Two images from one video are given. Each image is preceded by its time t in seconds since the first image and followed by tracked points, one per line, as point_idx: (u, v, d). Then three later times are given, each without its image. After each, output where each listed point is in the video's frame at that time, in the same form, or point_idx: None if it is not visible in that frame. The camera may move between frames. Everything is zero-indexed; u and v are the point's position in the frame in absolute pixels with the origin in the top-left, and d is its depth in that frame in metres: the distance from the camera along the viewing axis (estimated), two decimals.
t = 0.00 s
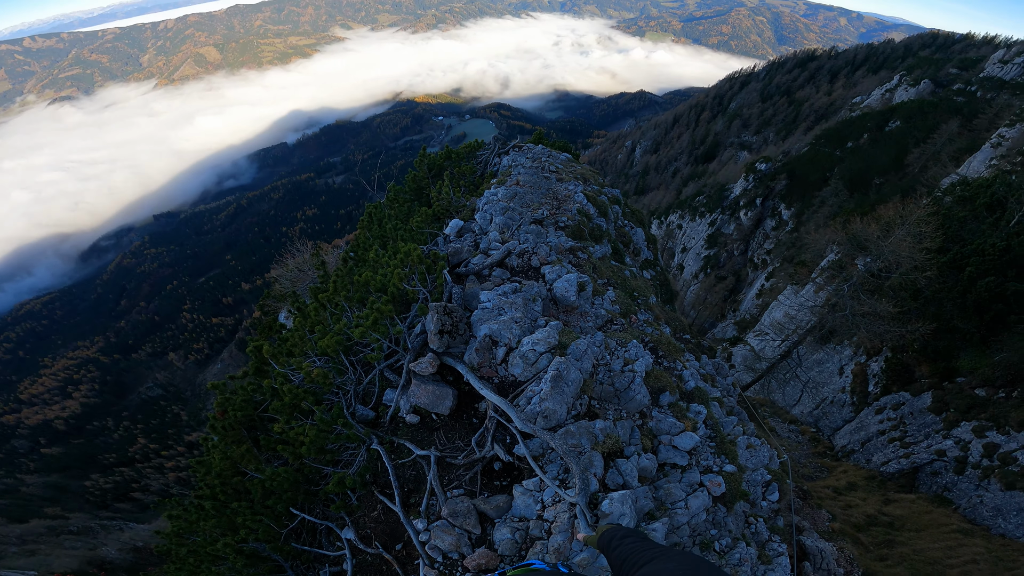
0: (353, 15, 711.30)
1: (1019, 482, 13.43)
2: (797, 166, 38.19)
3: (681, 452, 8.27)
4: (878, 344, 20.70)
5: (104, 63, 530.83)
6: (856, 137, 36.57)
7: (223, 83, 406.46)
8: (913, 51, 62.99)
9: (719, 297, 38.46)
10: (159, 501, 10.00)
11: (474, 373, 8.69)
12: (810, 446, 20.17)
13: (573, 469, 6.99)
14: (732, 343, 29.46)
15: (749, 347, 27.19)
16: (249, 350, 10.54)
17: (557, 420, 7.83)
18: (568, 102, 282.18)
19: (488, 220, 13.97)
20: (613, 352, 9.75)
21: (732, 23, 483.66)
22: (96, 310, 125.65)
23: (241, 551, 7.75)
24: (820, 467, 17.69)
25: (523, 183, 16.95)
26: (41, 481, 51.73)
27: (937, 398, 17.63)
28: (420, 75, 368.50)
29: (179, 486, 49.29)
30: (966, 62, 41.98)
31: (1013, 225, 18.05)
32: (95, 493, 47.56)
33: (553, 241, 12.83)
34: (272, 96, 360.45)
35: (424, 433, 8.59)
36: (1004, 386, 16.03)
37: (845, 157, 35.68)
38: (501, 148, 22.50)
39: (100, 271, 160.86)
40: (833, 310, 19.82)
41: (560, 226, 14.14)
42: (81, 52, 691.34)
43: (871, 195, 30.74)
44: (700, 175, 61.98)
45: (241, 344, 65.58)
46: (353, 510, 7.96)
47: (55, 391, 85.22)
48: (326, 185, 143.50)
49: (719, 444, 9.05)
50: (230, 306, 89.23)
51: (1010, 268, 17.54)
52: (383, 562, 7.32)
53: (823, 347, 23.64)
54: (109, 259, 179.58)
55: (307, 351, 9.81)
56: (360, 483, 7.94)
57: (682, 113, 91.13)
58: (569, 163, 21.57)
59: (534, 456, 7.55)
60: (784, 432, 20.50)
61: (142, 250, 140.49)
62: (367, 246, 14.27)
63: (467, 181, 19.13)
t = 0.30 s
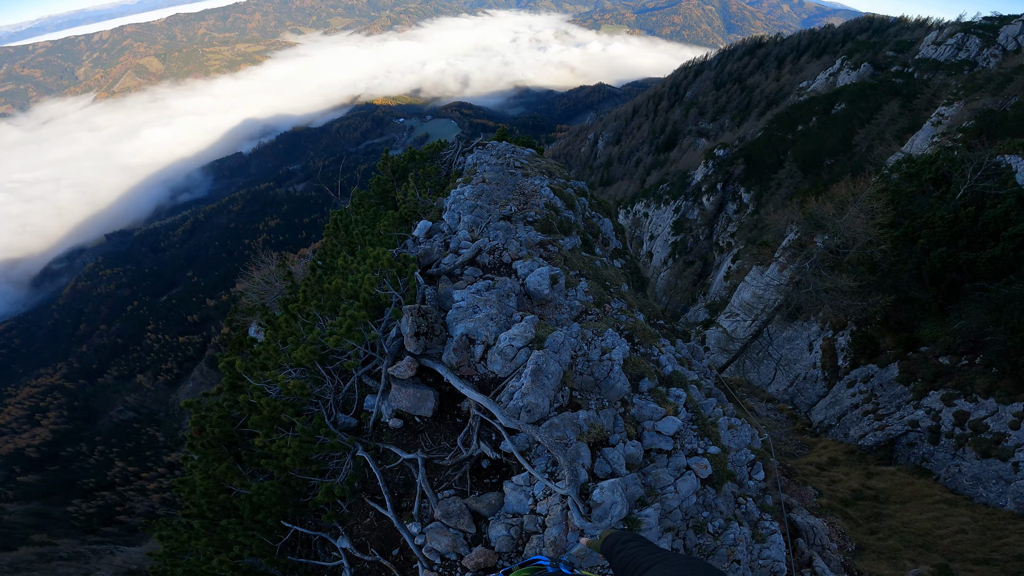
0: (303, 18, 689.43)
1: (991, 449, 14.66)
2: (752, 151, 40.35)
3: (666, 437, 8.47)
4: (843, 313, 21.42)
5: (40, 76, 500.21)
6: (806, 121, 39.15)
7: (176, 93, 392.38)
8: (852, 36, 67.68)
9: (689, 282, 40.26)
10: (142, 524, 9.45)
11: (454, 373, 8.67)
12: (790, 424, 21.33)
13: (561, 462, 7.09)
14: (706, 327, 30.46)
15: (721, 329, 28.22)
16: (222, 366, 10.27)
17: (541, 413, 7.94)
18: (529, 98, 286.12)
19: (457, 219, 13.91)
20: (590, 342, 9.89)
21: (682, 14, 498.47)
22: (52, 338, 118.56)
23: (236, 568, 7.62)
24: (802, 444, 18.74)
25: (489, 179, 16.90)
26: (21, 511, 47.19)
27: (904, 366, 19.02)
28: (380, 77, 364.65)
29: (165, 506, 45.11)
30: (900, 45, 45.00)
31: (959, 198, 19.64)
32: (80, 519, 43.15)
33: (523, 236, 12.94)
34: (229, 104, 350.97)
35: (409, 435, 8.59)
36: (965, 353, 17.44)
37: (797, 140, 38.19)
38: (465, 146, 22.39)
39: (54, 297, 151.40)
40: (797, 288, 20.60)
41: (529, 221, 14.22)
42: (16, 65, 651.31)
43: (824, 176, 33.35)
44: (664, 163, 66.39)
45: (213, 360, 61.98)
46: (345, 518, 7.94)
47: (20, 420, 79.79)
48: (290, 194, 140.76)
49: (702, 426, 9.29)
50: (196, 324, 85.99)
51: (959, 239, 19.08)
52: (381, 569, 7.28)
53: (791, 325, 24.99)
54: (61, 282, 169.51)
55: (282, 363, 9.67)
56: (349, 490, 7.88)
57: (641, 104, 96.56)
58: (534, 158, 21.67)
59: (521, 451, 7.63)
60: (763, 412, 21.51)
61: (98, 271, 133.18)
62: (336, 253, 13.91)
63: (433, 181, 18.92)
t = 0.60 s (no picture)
0: (257, 25, 669.98)
1: (966, 423, 15.76)
2: (715, 141, 42.66)
3: (649, 427, 8.60)
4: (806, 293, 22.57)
5: None
6: (762, 110, 41.31)
7: (130, 107, 376.99)
8: (800, 25, 70.62)
9: (663, 271, 41.66)
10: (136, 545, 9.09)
11: (433, 377, 8.62)
12: (770, 406, 22.38)
13: (547, 459, 7.15)
14: (682, 315, 31.37)
15: (697, 317, 29.21)
16: (196, 386, 10.02)
17: (523, 412, 7.95)
18: (495, 98, 287.67)
19: (427, 223, 13.81)
20: (568, 338, 9.99)
21: (642, 8, 508.06)
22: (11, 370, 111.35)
23: None
24: (785, 427, 19.89)
25: (458, 182, 16.83)
26: None
27: (873, 344, 20.04)
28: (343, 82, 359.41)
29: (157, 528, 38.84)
30: (845, 32, 46.99)
31: (911, 177, 20.69)
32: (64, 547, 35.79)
33: (494, 237, 12.96)
34: (188, 116, 340.24)
35: (393, 442, 8.51)
36: (931, 327, 18.52)
37: (756, 128, 40.21)
38: (431, 149, 22.24)
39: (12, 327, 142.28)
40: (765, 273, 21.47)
41: (500, 220, 14.23)
42: None
43: (783, 161, 35.22)
44: (629, 156, 67.87)
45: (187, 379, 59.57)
46: (336, 530, 7.78)
47: None
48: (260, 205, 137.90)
49: (684, 414, 9.45)
50: (163, 345, 82.51)
51: (915, 217, 20.10)
52: None
53: (764, 309, 25.89)
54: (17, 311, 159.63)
55: (258, 378, 9.49)
56: (338, 501, 7.74)
57: (605, 99, 98.66)
58: (501, 157, 21.66)
59: (506, 451, 7.65)
60: (745, 397, 22.56)
61: (59, 296, 126.21)
62: (305, 264, 13.63)
63: (402, 186, 18.72)
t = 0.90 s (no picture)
0: (224, 31, 652.88)
1: (950, 405, 16.50)
2: (690, 136, 43.38)
3: (638, 424, 8.69)
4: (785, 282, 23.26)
5: None
6: (734, 103, 42.16)
7: (95, 118, 365.07)
8: (767, 18, 72.05)
9: (645, 266, 42.62)
10: (133, 562, 8.77)
11: (421, 384, 8.57)
12: (759, 396, 23.13)
13: (539, 460, 7.16)
14: (666, 309, 32.12)
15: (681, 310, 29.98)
16: (179, 402, 9.76)
17: (512, 415, 7.96)
18: (472, 99, 288.15)
19: (408, 229, 13.69)
20: (553, 338, 10.01)
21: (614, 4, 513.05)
22: None
23: None
24: (774, 416, 20.58)
25: (437, 186, 16.73)
26: None
27: (853, 330, 20.77)
28: (317, 87, 354.09)
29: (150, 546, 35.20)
30: (810, 24, 47.15)
31: (879, 165, 22.10)
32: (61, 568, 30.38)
33: (475, 240, 12.93)
34: (158, 126, 331.26)
35: (384, 451, 8.46)
36: (907, 311, 19.23)
37: (728, 122, 41.04)
38: (409, 154, 22.06)
39: None
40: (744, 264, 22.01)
41: (481, 223, 14.18)
42: None
43: (757, 153, 35.76)
44: (607, 153, 68.56)
45: (169, 395, 58.43)
46: (333, 540, 7.65)
47: None
48: (239, 216, 135.66)
49: (672, 409, 9.57)
50: (145, 361, 80.52)
51: (885, 204, 21.12)
52: None
53: (745, 300, 26.44)
54: None
55: (243, 393, 9.34)
56: (334, 511, 7.67)
57: (581, 98, 99.82)
58: (480, 160, 21.61)
59: (498, 454, 7.65)
60: (733, 388, 23.26)
61: (32, 316, 121.84)
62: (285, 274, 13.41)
63: (381, 192, 18.54)
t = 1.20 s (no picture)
0: (198, 39, 643.29)
1: (938, 392, 16.87)
2: (671, 132, 43.80)
3: (631, 421, 8.74)
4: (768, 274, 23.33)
5: None
6: (712, 99, 42.71)
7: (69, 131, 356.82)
8: (740, 14, 73.15)
9: (632, 263, 43.12)
10: None
11: (412, 391, 8.50)
12: (750, 388, 23.48)
13: (534, 461, 7.14)
14: (654, 305, 32.46)
15: (669, 305, 30.29)
16: (166, 415, 9.52)
17: (504, 417, 7.95)
18: (454, 101, 288.56)
19: (392, 235, 13.60)
20: (542, 339, 10.03)
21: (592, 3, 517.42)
22: None
23: None
24: (766, 408, 20.88)
25: (421, 190, 16.62)
26: None
27: (838, 320, 21.19)
28: (297, 94, 351.02)
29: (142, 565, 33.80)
30: (782, 19, 47.94)
31: (855, 157, 23.02)
32: None
33: (460, 243, 12.89)
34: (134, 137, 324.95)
35: (377, 458, 8.39)
36: (889, 299, 19.76)
37: (707, 118, 41.56)
38: (391, 159, 21.90)
39: None
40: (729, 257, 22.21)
41: (465, 226, 14.14)
42: None
43: (737, 148, 36.78)
44: (590, 153, 69.08)
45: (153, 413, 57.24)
46: (333, 549, 7.54)
47: None
48: (223, 226, 133.84)
49: (664, 405, 9.64)
50: (130, 376, 78.84)
51: (863, 194, 21.77)
52: None
53: (732, 293, 27.11)
54: None
55: (231, 405, 9.16)
56: (331, 519, 7.57)
57: (561, 98, 100.48)
58: (463, 163, 21.56)
59: (492, 457, 7.64)
60: (724, 381, 23.57)
61: (10, 337, 118.32)
62: (269, 284, 13.22)
63: (364, 199, 18.36)
